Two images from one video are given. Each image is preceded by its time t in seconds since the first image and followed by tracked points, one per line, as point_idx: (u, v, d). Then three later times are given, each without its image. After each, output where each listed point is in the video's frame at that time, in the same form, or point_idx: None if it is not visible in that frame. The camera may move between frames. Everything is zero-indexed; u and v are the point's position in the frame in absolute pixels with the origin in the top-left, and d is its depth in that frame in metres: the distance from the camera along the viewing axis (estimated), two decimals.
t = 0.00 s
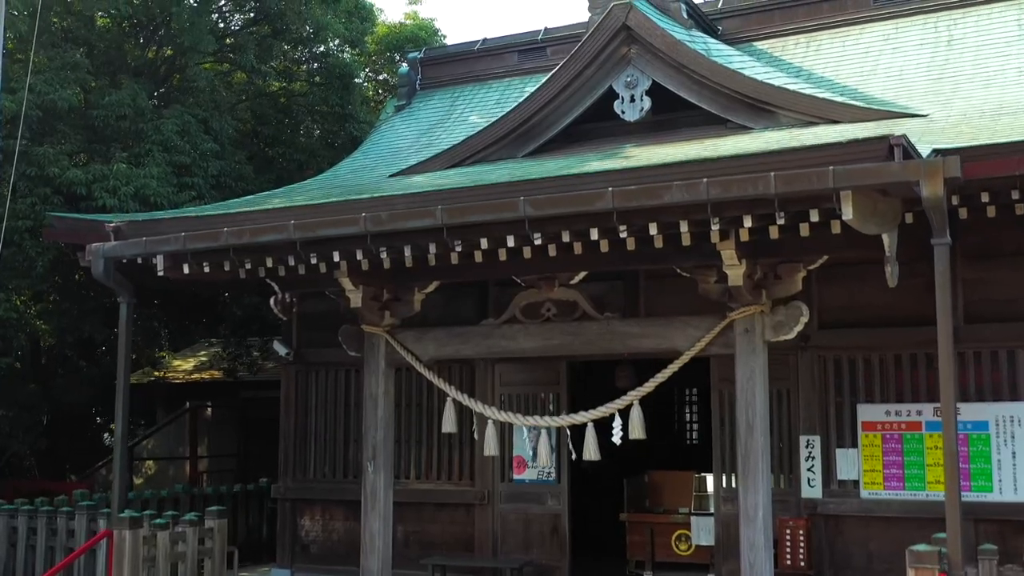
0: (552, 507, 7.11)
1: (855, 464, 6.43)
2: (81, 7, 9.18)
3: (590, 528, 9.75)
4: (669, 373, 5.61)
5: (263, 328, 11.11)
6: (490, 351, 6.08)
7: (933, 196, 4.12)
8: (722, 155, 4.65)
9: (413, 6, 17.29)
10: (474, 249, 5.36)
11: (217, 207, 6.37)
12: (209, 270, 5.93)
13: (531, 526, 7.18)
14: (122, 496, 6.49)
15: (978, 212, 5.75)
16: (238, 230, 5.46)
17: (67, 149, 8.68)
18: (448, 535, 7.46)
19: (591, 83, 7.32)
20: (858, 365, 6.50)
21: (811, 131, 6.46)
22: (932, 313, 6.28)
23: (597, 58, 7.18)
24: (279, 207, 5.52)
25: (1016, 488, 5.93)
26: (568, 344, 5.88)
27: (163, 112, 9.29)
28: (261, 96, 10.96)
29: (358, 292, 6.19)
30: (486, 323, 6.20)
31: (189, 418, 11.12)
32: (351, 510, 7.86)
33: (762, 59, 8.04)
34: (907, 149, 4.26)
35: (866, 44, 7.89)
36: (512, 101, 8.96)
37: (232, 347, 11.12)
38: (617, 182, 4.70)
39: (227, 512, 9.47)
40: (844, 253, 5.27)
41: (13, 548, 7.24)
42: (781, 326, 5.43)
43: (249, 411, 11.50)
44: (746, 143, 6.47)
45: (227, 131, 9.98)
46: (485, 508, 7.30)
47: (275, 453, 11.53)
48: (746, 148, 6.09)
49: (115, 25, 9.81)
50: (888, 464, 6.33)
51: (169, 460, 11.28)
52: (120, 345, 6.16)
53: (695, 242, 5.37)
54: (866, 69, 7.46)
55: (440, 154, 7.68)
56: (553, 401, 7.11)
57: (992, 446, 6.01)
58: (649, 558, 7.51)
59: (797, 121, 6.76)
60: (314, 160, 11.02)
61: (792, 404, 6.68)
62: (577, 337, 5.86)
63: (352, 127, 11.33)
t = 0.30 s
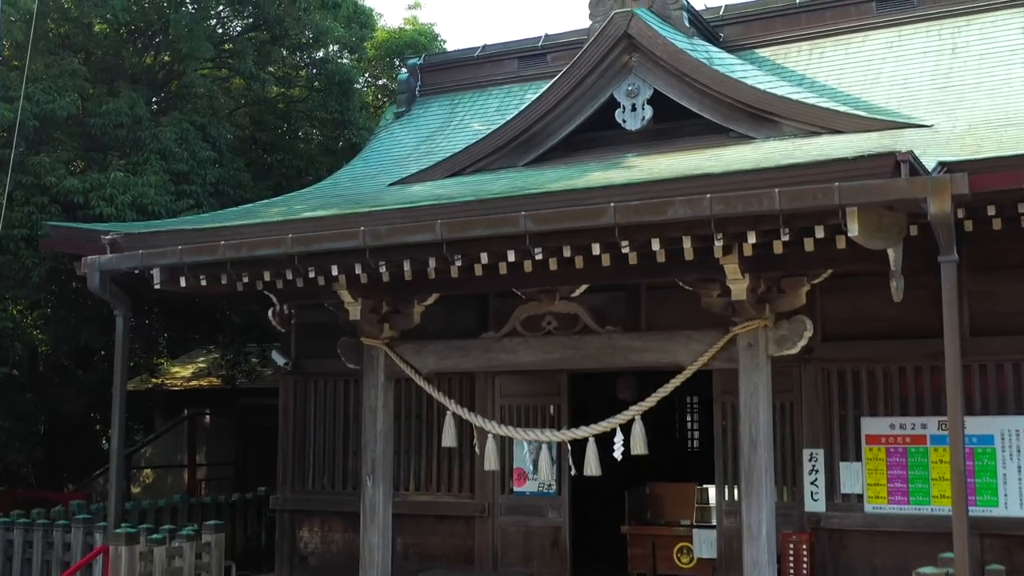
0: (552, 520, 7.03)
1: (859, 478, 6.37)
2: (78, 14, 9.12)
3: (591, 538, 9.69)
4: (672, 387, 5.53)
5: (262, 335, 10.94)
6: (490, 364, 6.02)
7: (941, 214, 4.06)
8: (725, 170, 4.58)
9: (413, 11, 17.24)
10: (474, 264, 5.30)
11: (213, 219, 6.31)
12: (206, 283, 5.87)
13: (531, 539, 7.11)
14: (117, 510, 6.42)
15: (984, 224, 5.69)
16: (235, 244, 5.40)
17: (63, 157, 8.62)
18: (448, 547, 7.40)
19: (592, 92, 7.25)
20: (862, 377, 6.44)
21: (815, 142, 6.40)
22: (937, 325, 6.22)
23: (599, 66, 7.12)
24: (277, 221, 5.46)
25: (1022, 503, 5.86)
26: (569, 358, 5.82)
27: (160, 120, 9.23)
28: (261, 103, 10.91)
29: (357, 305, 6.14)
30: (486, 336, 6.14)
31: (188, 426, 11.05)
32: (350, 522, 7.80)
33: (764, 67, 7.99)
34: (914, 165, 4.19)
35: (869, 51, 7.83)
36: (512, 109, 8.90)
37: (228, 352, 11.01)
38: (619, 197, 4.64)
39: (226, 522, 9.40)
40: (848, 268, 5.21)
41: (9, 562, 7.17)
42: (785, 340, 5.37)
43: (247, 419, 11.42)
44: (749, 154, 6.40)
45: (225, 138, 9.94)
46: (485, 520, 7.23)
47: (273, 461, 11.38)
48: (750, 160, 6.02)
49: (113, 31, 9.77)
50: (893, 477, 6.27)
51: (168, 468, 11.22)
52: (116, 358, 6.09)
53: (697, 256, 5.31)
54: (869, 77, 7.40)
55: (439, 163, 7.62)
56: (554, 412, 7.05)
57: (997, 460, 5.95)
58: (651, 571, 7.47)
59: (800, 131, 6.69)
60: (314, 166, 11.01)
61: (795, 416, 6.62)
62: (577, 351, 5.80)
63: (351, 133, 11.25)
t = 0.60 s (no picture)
0: (553, 533, 6.94)
1: (862, 492, 6.31)
2: (75, 21, 9.07)
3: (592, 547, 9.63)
4: (674, 402, 5.46)
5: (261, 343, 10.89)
6: (490, 377, 5.97)
7: (948, 232, 4.00)
8: (728, 185, 4.52)
9: (412, 15, 17.19)
10: (473, 278, 5.24)
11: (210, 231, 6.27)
12: (202, 296, 5.81)
13: (531, 552, 7.03)
14: (114, 524, 6.37)
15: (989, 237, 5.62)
16: (232, 257, 5.34)
17: (59, 166, 8.57)
18: (448, 560, 7.34)
19: (593, 100, 7.20)
20: (865, 390, 6.38)
21: (817, 152, 6.34)
22: (941, 338, 6.15)
23: (599, 75, 7.07)
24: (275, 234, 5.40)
25: None
26: (570, 372, 5.76)
27: (158, 128, 9.21)
28: (260, 109, 10.88)
29: (355, 317, 6.09)
30: (485, 349, 6.09)
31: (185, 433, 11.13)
32: (349, 534, 7.74)
33: (765, 75, 7.94)
34: (920, 181, 4.13)
35: (872, 60, 7.77)
36: (512, 116, 8.85)
37: (226, 358, 10.90)
38: (620, 212, 4.57)
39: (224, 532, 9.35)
40: (852, 283, 5.14)
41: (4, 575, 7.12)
42: (788, 355, 5.30)
43: (246, 425, 11.41)
44: (751, 165, 6.34)
45: (223, 145, 9.90)
46: (485, 533, 7.17)
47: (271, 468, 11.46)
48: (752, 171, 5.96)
49: (110, 38, 9.72)
50: (896, 491, 6.21)
51: (166, 476, 11.17)
52: (112, 371, 6.04)
53: (699, 270, 5.25)
54: (872, 86, 7.34)
55: (439, 172, 7.56)
56: (554, 424, 6.99)
57: (1002, 475, 5.88)
58: None
59: (803, 141, 6.63)
60: (313, 172, 11.00)
61: (797, 429, 6.56)
62: (578, 365, 5.74)
63: (351, 140, 11.21)
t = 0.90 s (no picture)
0: (553, 546, 6.86)
1: (865, 506, 6.25)
2: (71, 28, 9.03)
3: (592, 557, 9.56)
4: (675, 417, 5.40)
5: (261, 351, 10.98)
6: (489, 392, 5.91)
7: (954, 250, 3.94)
8: (730, 201, 4.46)
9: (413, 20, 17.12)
10: (473, 293, 5.18)
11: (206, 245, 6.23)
12: (199, 310, 5.75)
13: (531, 565, 6.95)
14: (109, 539, 6.39)
15: (994, 250, 5.56)
16: (228, 271, 5.28)
17: (55, 175, 8.52)
18: (447, 572, 7.28)
19: (593, 110, 7.14)
20: (868, 403, 6.32)
21: (820, 163, 6.28)
22: (945, 351, 6.09)
23: (600, 84, 7.01)
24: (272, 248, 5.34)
25: None
26: (570, 387, 5.70)
27: (155, 135, 9.19)
28: (258, 116, 10.80)
29: (353, 330, 6.04)
30: (485, 363, 6.02)
31: (184, 441, 11.12)
32: (347, 545, 7.67)
33: (767, 83, 7.88)
34: (926, 198, 4.07)
35: (874, 68, 7.71)
36: (511, 124, 8.78)
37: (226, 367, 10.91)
38: (622, 229, 4.51)
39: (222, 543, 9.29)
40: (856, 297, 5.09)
41: None
42: (791, 371, 5.24)
43: (243, 433, 11.41)
44: (753, 176, 6.28)
45: (221, 152, 9.86)
46: (485, 546, 7.09)
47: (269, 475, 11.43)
48: (754, 184, 5.90)
49: (107, 44, 9.67)
50: (900, 506, 6.15)
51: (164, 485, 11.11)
52: (107, 385, 5.97)
53: (701, 284, 5.19)
54: (874, 95, 7.28)
55: (438, 182, 7.50)
56: (554, 437, 6.93)
57: (1007, 489, 5.82)
58: None
59: (805, 152, 6.58)
60: (312, 179, 10.86)
61: (800, 442, 6.50)
62: (578, 379, 5.68)
63: (350, 146, 11.13)
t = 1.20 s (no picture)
0: (553, 559, 6.78)
1: (867, 521, 6.19)
2: (67, 36, 9.00)
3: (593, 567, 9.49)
4: (676, 434, 5.34)
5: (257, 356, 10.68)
6: (488, 407, 5.86)
7: (959, 270, 3.89)
8: (732, 217, 4.40)
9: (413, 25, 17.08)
10: (471, 308, 5.12)
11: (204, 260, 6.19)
12: (195, 325, 5.69)
13: None
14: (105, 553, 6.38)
15: (998, 264, 5.51)
16: (224, 286, 5.23)
17: (51, 184, 8.46)
18: None
19: (594, 119, 7.08)
20: (870, 417, 6.26)
21: (822, 175, 6.23)
22: (948, 364, 6.04)
23: (600, 94, 6.96)
24: (269, 262, 5.28)
25: None
26: (569, 402, 5.64)
27: (152, 143, 9.15)
28: (256, 121, 10.70)
29: (351, 343, 6.03)
30: (484, 377, 5.97)
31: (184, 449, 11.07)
32: (345, 558, 7.60)
33: (768, 93, 7.83)
34: (931, 216, 4.01)
35: (876, 77, 7.66)
36: (511, 132, 8.73)
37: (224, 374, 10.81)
38: (622, 246, 4.45)
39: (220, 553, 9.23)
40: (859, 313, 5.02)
41: None
42: (793, 388, 5.18)
43: (241, 441, 11.34)
44: (755, 188, 6.22)
45: (218, 159, 9.82)
46: (484, 559, 7.02)
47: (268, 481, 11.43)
48: (756, 196, 5.84)
49: (105, 51, 9.62)
50: (902, 521, 6.08)
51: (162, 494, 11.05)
52: (102, 400, 5.91)
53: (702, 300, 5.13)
54: (876, 105, 7.23)
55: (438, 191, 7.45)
56: (554, 449, 6.87)
57: (1011, 505, 5.75)
58: None
59: (807, 163, 6.52)
60: (309, 187, 10.95)
61: (801, 456, 6.44)
62: (579, 395, 5.62)
63: (348, 153, 11.15)
